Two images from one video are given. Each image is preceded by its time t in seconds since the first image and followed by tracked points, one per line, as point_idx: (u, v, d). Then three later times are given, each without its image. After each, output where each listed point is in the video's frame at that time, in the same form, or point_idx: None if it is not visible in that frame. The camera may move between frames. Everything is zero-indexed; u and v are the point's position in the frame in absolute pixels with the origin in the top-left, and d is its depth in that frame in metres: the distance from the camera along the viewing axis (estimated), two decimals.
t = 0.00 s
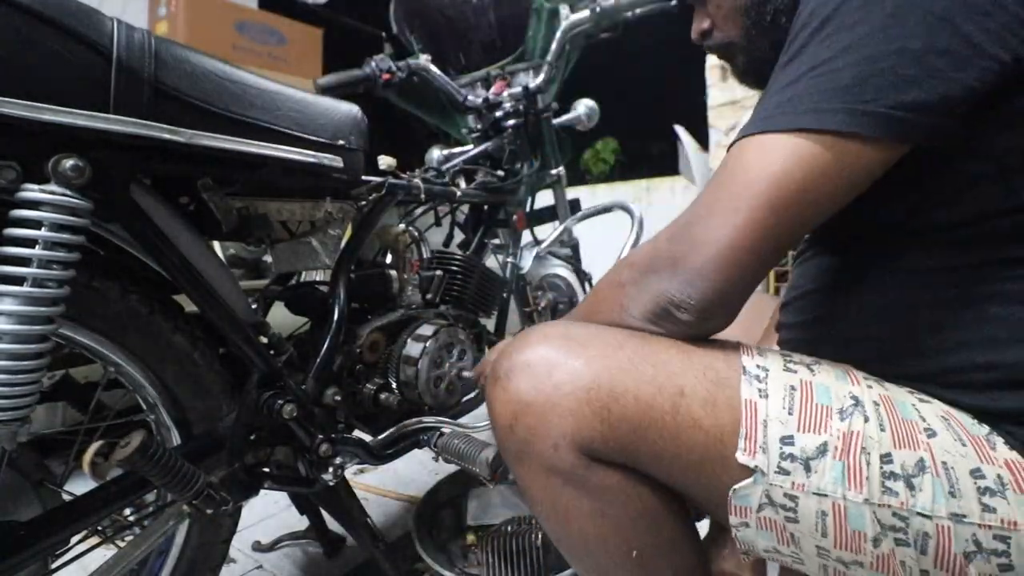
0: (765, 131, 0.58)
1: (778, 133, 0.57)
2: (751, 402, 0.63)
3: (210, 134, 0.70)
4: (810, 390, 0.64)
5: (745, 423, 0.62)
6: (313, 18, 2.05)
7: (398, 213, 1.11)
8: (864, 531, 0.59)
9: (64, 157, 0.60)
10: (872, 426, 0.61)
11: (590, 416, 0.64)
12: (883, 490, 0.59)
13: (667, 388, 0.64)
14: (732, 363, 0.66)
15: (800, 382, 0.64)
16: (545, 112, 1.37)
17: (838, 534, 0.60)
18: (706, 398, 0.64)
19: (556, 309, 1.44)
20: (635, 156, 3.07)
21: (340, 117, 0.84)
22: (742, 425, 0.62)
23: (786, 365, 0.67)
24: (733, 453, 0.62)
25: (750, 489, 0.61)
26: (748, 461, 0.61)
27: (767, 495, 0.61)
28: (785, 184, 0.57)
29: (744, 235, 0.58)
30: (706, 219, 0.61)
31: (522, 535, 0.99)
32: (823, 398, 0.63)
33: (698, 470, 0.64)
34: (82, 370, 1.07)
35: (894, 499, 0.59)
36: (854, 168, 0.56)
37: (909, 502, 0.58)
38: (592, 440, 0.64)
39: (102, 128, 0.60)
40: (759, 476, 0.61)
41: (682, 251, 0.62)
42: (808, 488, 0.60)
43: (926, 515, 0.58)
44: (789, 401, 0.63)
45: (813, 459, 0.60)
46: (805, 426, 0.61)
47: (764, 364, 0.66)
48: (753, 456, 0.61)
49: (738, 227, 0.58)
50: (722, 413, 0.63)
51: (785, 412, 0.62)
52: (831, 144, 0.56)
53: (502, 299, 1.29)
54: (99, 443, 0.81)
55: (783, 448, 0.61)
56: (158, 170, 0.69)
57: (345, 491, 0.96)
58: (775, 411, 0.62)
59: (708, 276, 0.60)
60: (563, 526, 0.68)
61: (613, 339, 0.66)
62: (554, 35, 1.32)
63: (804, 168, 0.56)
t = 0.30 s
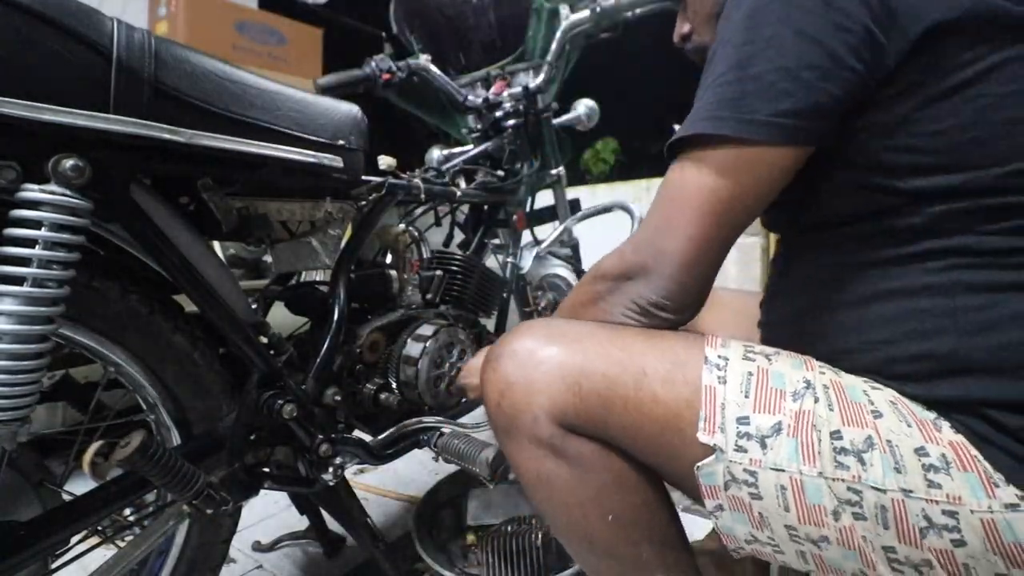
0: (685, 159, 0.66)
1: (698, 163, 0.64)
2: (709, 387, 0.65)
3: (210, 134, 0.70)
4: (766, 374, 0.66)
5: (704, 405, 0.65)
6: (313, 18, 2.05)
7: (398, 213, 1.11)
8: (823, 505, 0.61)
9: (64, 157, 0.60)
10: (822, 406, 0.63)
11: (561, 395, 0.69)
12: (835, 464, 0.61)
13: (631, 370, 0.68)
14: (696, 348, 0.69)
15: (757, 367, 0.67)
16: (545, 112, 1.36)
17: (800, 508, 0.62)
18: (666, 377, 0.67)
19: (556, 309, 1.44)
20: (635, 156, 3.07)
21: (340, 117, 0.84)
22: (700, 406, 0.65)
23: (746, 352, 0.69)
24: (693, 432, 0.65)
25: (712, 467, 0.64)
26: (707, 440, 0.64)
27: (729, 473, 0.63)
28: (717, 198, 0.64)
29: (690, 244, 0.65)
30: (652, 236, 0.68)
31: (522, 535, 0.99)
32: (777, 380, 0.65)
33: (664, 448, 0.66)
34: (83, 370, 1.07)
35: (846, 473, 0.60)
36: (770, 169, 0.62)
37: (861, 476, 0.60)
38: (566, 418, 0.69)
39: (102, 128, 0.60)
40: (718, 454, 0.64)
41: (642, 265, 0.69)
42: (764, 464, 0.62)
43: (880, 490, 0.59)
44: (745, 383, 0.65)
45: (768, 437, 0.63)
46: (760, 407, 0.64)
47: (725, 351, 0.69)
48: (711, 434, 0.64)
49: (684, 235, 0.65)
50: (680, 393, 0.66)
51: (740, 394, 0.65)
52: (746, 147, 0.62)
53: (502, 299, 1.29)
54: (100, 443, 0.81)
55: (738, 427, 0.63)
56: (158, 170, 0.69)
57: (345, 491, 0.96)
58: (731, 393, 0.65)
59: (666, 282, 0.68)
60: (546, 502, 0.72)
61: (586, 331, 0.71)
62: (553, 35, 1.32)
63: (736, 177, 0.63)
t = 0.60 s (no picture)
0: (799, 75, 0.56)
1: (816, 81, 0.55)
2: (720, 382, 0.68)
3: (210, 134, 0.70)
4: (771, 372, 0.69)
5: (718, 402, 0.67)
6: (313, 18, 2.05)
7: (398, 213, 1.11)
8: (837, 500, 0.64)
9: (64, 156, 0.60)
10: (830, 400, 0.67)
11: (559, 412, 0.68)
12: (851, 458, 0.64)
13: (632, 385, 0.68)
14: (697, 362, 0.70)
15: (761, 364, 0.70)
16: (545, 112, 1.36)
17: (815, 504, 0.65)
18: (671, 392, 0.68)
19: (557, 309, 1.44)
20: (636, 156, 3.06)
21: (340, 118, 0.84)
22: (716, 404, 0.66)
23: (747, 351, 0.72)
24: (708, 432, 0.66)
25: (728, 469, 0.65)
26: (723, 437, 0.65)
27: (746, 474, 0.65)
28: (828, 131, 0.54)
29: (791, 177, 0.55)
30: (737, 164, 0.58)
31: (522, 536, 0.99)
32: (783, 376, 0.69)
33: (665, 461, 0.67)
34: (83, 370, 1.07)
35: (862, 465, 0.64)
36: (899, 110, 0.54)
37: (876, 468, 0.63)
38: (566, 436, 0.68)
39: (102, 128, 0.60)
40: (734, 451, 0.65)
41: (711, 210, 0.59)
42: (777, 461, 0.65)
43: (893, 479, 0.63)
44: (753, 380, 0.68)
45: (783, 432, 0.65)
46: (772, 402, 0.66)
47: (722, 351, 0.71)
48: (728, 433, 0.65)
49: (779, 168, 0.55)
50: (687, 404, 0.67)
51: (751, 389, 0.67)
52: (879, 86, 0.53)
53: (502, 299, 1.29)
54: (100, 444, 0.81)
55: (753, 423, 0.66)
56: (158, 170, 0.69)
57: (345, 491, 0.96)
58: (742, 390, 0.67)
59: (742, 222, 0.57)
60: (542, 519, 0.72)
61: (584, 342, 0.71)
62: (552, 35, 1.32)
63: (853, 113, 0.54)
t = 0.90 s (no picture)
0: (729, 102, 0.59)
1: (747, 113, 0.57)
2: (758, 411, 0.62)
3: (210, 134, 0.70)
4: (817, 397, 0.63)
5: (755, 433, 0.61)
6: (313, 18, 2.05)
7: (398, 213, 1.11)
8: (875, 536, 0.58)
9: (64, 157, 0.60)
10: (880, 430, 0.60)
11: (587, 427, 0.64)
12: (896, 495, 0.58)
13: (665, 402, 0.63)
14: (731, 382, 0.65)
15: (805, 387, 0.64)
16: (545, 112, 1.37)
17: (850, 541, 0.59)
18: (706, 412, 0.63)
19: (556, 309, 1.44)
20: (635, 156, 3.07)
21: (340, 118, 0.84)
22: (752, 434, 0.61)
23: (789, 371, 0.66)
24: (743, 464, 0.60)
25: (762, 503, 0.60)
26: (759, 472, 0.60)
27: (780, 507, 0.60)
28: (756, 166, 0.57)
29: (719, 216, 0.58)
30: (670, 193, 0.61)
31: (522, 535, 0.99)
32: (830, 404, 0.62)
33: (700, 485, 0.63)
34: (82, 369, 1.07)
35: (908, 504, 0.58)
36: (841, 130, 0.57)
37: (920, 504, 0.58)
38: (593, 456, 0.64)
39: (102, 129, 0.61)
40: (771, 488, 0.60)
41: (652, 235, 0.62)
42: (814, 497, 0.59)
43: (939, 518, 0.58)
44: (797, 407, 0.62)
45: (826, 468, 0.59)
46: (815, 434, 0.60)
47: (761, 375, 0.65)
48: (763, 466, 0.60)
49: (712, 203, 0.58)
50: (724, 430, 0.62)
51: (792, 419, 0.61)
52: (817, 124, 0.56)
53: (502, 299, 1.29)
54: (100, 444, 0.81)
55: (795, 458, 0.60)
56: (158, 170, 0.69)
57: (345, 491, 0.96)
58: (782, 419, 0.61)
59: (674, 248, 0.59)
60: (554, 535, 0.69)
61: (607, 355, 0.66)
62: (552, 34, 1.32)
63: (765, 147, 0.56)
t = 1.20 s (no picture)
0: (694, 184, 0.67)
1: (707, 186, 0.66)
2: (756, 406, 0.62)
3: (210, 134, 0.70)
4: (813, 391, 0.63)
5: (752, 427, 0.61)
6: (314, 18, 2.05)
7: (398, 212, 1.11)
8: (871, 529, 0.58)
9: (64, 156, 0.60)
10: (876, 423, 0.60)
11: (583, 426, 0.64)
12: (893, 489, 0.58)
13: (662, 402, 0.63)
14: (731, 379, 0.64)
15: (801, 382, 0.63)
16: (545, 112, 1.37)
17: (847, 535, 0.59)
18: (703, 414, 0.62)
19: (556, 309, 1.43)
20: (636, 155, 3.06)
21: (340, 118, 0.84)
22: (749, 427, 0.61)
23: (786, 365, 0.66)
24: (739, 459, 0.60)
25: (759, 496, 0.60)
26: (755, 466, 0.59)
27: (775, 501, 0.60)
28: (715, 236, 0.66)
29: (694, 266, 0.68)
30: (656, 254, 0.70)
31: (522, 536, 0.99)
32: (827, 399, 0.62)
33: (697, 484, 0.62)
34: (82, 369, 1.07)
35: (905, 497, 0.58)
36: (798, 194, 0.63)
37: (918, 498, 0.58)
38: (587, 454, 0.64)
39: (102, 129, 0.60)
40: (766, 482, 0.60)
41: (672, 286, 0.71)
42: (810, 490, 0.59)
43: (937, 511, 0.57)
44: (793, 401, 0.62)
45: (821, 461, 0.59)
46: (811, 428, 0.60)
47: (758, 369, 0.65)
48: (760, 460, 0.60)
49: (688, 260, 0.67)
50: (718, 427, 0.61)
51: (789, 413, 0.61)
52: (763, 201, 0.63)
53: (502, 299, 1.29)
54: (100, 444, 0.81)
55: (790, 451, 0.60)
56: (158, 170, 0.69)
57: (345, 491, 0.96)
58: (779, 414, 0.61)
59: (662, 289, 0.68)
60: (553, 532, 0.68)
61: (606, 356, 0.66)
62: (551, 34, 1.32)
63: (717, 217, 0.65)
